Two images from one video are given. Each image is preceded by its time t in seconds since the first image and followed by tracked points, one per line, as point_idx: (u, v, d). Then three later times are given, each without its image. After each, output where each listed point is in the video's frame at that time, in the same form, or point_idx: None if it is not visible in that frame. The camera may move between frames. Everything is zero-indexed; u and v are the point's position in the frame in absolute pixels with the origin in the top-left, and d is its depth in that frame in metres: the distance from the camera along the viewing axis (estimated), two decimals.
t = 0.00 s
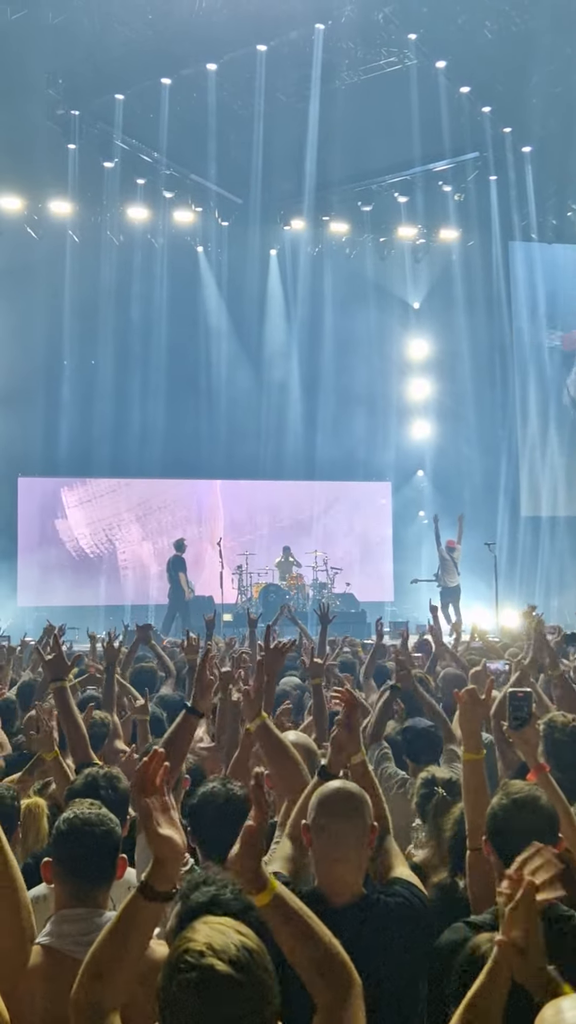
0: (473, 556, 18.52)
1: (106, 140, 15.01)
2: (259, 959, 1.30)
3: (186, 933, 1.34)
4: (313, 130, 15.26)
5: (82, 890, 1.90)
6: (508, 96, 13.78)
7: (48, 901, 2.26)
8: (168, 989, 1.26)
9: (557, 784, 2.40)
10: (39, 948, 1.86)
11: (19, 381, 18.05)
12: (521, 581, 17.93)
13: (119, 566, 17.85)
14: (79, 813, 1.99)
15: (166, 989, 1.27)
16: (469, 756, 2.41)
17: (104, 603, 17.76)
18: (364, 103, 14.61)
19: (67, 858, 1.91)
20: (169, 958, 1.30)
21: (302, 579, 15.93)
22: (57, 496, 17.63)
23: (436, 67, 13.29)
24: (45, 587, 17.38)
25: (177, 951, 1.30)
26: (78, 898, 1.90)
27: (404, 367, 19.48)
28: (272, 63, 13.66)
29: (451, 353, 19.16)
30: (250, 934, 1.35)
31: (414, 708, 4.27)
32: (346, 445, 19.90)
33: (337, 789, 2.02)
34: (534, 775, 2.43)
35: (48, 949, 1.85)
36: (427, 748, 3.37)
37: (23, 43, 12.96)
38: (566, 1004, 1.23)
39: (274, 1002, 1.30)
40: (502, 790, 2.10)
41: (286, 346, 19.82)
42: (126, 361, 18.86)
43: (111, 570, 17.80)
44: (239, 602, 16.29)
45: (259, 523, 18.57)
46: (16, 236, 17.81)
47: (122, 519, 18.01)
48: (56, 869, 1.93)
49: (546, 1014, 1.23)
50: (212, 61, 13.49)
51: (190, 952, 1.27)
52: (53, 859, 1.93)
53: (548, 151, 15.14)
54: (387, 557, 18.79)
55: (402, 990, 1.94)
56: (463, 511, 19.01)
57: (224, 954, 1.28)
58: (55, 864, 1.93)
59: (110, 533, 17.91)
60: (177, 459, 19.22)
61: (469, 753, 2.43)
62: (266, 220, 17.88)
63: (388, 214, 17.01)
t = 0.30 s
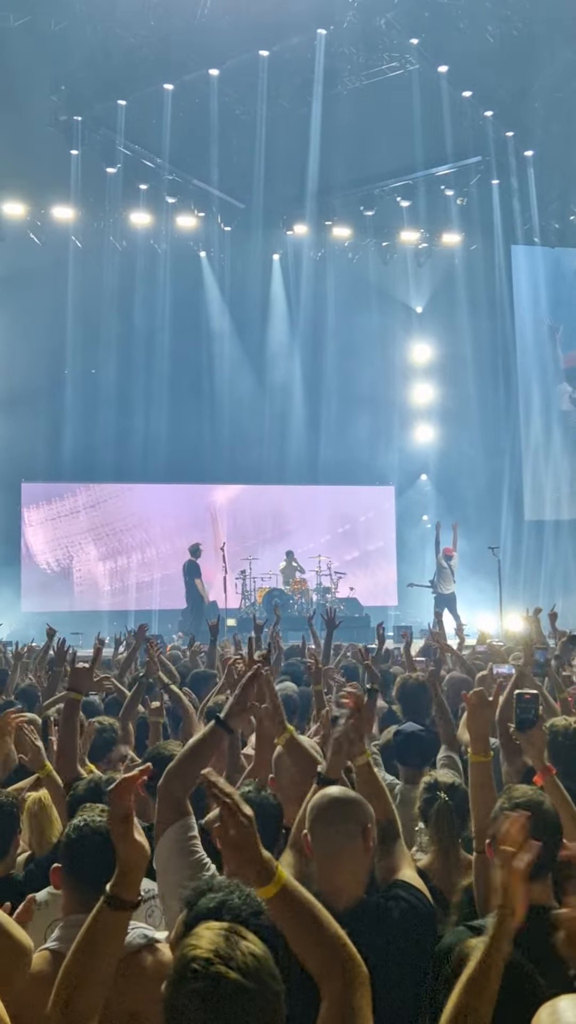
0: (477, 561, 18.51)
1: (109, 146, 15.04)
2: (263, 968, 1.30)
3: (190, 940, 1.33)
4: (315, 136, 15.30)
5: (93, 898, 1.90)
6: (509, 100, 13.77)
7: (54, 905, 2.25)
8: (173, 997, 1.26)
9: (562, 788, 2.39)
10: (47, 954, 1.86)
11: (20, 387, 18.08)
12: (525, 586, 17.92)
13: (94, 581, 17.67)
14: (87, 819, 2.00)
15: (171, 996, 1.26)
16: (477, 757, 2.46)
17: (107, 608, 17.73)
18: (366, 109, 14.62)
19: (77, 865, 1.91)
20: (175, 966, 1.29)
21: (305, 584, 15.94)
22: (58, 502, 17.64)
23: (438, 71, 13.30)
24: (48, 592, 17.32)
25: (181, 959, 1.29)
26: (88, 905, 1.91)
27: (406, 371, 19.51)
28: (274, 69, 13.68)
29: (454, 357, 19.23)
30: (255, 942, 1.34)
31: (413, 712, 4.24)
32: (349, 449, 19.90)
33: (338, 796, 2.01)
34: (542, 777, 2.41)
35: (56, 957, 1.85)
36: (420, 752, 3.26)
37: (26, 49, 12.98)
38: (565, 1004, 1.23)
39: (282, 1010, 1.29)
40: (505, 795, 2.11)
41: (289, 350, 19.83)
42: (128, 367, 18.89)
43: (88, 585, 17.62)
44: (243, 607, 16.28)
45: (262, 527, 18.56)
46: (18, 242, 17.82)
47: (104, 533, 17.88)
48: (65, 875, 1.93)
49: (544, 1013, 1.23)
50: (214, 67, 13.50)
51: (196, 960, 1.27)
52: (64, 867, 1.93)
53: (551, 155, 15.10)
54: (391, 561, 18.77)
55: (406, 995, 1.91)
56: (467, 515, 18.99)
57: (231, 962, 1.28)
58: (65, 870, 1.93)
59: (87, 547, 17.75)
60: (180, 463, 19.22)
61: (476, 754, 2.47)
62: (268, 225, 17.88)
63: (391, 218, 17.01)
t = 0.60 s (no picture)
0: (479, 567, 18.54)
1: (111, 154, 15.10)
2: (257, 978, 1.32)
3: (183, 949, 1.35)
4: (316, 145, 15.37)
5: (94, 907, 1.92)
6: (509, 108, 13.83)
7: (56, 912, 2.27)
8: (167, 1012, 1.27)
9: (563, 793, 2.42)
10: (52, 962, 1.88)
11: (22, 394, 18.12)
12: (527, 592, 17.93)
13: (96, 588, 17.69)
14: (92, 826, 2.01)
15: (164, 1012, 1.28)
16: (479, 764, 2.48)
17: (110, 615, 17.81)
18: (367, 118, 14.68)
19: (82, 873, 1.93)
20: (169, 975, 1.31)
21: (308, 590, 15.98)
22: (61, 509, 17.72)
23: (439, 79, 13.37)
24: (51, 599, 17.37)
25: (175, 969, 1.31)
26: (90, 914, 1.92)
27: (408, 378, 19.57)
28: (274, 78, 13.74)
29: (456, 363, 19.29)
30: (248, 954, 1.37)
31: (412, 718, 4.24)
32: (351, 455, 19.93)
33: (341, 802, 2.04)
34: (543, 784, 2.43)
35: (61, 963, 1.87)
36: (411, 760, 3.29)
37: (28, 58, 13.03)
38: (562, 1010, 1.25)
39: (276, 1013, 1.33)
40: (512, 800, 2.12)
41: (290, 356, 19.87)
42: (131, 374, 18.93)
43: (90, 592, 17.63)
44: (245, 613, 16.31)
45: (264, 533, 18.59)
46: (21, 249, 17.87)
47: (107, 541, 17.93)
48: (70, 883, 1.95)
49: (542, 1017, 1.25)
50: (216, 77, 13.56)
51: (188, 974, 1.29)
52: (70, 875, 1.94)
53: (551, 163, 15.15)
54: (393, 567, 18.78)
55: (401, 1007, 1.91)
56: (469, 521, 19.02)
57: (223, 973, 1.29)
58: (70, 878, 1.94)
59: (90, 556, 17.78)
60: (182, 470, 19.26)
61: (479, 761, 2.48)
62: (269, 233, 17.92)
63: (392, 225, 17.04)
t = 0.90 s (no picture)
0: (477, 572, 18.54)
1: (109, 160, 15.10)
2: (248, 982, 1.32)
3: (178, 953, 1.35)
4: (313, 150, 15.37)
5: (95, 911, 1.90)
6: (506, 112, 13.84)
7: (51, 919, 2.25)
8: (160, 1015, 1.27)
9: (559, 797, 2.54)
10: (54, 968, 1.85)
11: (20, 399, 18.10)
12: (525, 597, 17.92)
13: (93, 594, 17.67)
14: (96, 830, 1.98)
15: (157, 1014, 1.28)
16: (469, 767, 2.42)
17: (108, 620, 17.80)
18: (365, 123, 14.70)
19: (85, 877, 1.91)
20: (160, 979, 1.31)
21: (306, 595, 15.97)
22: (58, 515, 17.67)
23: (436, 84, 13.39)
24: (50, 604, 17.34)
25: (168, 972, 1.31)
26: (91, 918, 1.90)
27: (406, 382, 19.59)
28: (272, 83, 13.75)
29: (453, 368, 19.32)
30: (242, 958, 1.36)
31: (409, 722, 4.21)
32: (349, 460, 19.93)
33: (339, 806, 2.04)
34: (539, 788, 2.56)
35: (64, 968, 1.85)
36: (406, 762, 3.27)
37: (26, 63, 13.02)
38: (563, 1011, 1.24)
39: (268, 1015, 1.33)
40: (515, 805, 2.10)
41: (288, 361, 19.88)
42: (128, 380, 18.93)
43: (87, 598, 17.61)
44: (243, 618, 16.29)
45: (262, 538, 18.58)
46: (19, 255, 17.85)
47: (104, 547, 17.90)
48: (74, 886, 1.93)
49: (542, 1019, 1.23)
50: (213, 81, 13.56)
51: (181, 976, 1.29)
52: (73, 879, 1.93)
53: (548, 167, 15.16)
54: (391, 572, 18.77)
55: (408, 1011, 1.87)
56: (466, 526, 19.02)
57: (216, 976, 1.29)
58: (73, 881, 1.92)
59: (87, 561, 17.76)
60: (180, 476, 19.26)
61: (468, 762, 2.44)
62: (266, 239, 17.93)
63: (389, 229, 17.05)
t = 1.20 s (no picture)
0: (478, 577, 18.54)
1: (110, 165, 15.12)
2: (253, 988, 1.33)
3: (182, 957, 1.36)
4: (313, 155, 15.38)
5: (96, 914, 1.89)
6: (506, 117, 13.85)
7: (50, 925, 2.22)
8: (163, 1020, 1.28)
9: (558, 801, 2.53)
10: (58, 969, 1.82)
11: (20, 405, 18.10)
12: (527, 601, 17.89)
13: (93, 600, 17.62)
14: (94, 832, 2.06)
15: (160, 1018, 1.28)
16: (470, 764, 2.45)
17: (108, 627, 17.76)
18: (364, 128, 14.71)
19: (85, 874, 1.95)
20: (164, 983, 1.32)
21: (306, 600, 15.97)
22: (59, 521, 17.65)
23: (436, 89, 13.42)
24: (50, 609, 17.30)
25: (172, 976, 1.32)
26: (91, 923, 1.89)
27: (406, 387, 19.58)
28: (272, 89, 13.77)
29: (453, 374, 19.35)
30: (246, 965, 1.37)
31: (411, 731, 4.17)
32: (349, 465, 19.92)
33: (337, 809, 2.00)
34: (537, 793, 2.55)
35: (67, 969, 1.82)
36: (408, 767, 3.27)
37: (27, 68, 13.03)
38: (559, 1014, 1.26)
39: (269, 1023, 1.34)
40: (523, 811, 2.07)
41: (289, 366, 19.86)
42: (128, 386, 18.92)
43: (87, 604, 17.57)
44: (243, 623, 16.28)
45: (263, 543, 18.56)
46: (19, 261, 17.86)
47: (104, 553, 17.85)
48: (72, 888, 1.95)
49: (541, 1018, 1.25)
50: (213, 86, 13.57)
51: (184, 981, 1.29)
52: (72, 877, 1.96)
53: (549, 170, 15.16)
54: (392, 577, 18.74)
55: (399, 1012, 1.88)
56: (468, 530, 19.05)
57: (218, 983, 1.30)
58: (73, 880, 1.95)
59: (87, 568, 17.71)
60: (181, 481, 19.26)
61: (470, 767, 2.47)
62: (266, 244, 17.92)
63: (390, 235, 17.06)
